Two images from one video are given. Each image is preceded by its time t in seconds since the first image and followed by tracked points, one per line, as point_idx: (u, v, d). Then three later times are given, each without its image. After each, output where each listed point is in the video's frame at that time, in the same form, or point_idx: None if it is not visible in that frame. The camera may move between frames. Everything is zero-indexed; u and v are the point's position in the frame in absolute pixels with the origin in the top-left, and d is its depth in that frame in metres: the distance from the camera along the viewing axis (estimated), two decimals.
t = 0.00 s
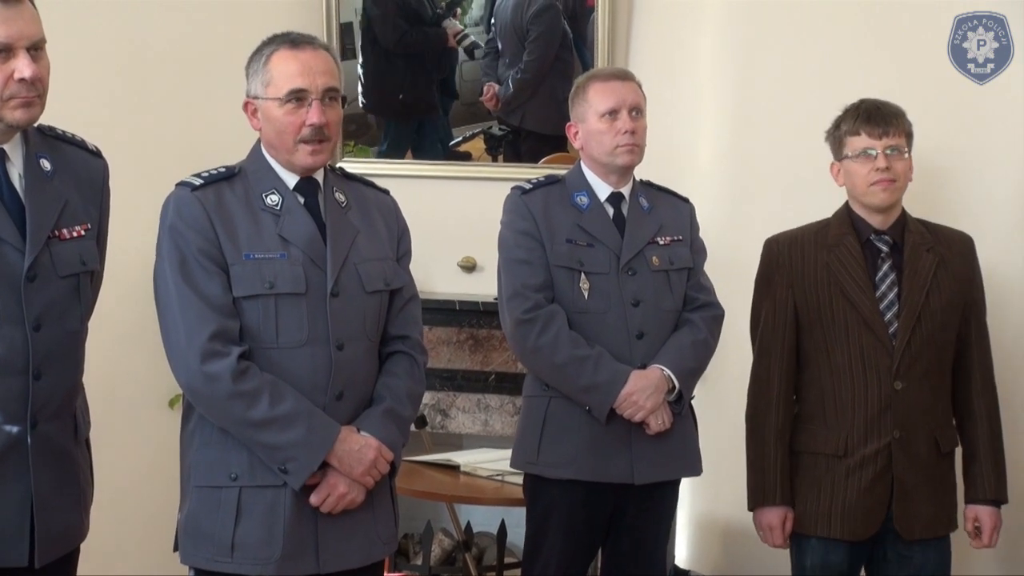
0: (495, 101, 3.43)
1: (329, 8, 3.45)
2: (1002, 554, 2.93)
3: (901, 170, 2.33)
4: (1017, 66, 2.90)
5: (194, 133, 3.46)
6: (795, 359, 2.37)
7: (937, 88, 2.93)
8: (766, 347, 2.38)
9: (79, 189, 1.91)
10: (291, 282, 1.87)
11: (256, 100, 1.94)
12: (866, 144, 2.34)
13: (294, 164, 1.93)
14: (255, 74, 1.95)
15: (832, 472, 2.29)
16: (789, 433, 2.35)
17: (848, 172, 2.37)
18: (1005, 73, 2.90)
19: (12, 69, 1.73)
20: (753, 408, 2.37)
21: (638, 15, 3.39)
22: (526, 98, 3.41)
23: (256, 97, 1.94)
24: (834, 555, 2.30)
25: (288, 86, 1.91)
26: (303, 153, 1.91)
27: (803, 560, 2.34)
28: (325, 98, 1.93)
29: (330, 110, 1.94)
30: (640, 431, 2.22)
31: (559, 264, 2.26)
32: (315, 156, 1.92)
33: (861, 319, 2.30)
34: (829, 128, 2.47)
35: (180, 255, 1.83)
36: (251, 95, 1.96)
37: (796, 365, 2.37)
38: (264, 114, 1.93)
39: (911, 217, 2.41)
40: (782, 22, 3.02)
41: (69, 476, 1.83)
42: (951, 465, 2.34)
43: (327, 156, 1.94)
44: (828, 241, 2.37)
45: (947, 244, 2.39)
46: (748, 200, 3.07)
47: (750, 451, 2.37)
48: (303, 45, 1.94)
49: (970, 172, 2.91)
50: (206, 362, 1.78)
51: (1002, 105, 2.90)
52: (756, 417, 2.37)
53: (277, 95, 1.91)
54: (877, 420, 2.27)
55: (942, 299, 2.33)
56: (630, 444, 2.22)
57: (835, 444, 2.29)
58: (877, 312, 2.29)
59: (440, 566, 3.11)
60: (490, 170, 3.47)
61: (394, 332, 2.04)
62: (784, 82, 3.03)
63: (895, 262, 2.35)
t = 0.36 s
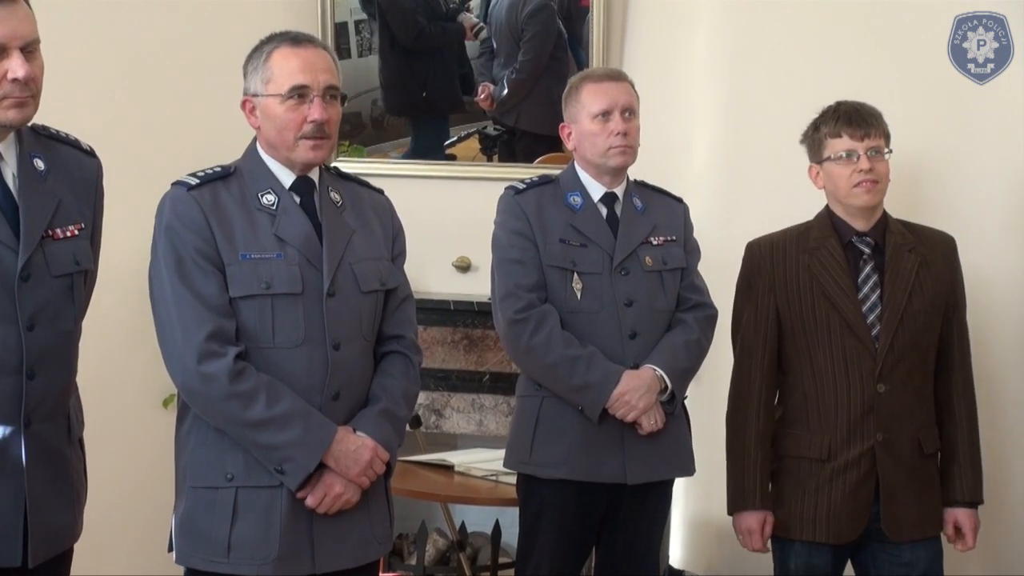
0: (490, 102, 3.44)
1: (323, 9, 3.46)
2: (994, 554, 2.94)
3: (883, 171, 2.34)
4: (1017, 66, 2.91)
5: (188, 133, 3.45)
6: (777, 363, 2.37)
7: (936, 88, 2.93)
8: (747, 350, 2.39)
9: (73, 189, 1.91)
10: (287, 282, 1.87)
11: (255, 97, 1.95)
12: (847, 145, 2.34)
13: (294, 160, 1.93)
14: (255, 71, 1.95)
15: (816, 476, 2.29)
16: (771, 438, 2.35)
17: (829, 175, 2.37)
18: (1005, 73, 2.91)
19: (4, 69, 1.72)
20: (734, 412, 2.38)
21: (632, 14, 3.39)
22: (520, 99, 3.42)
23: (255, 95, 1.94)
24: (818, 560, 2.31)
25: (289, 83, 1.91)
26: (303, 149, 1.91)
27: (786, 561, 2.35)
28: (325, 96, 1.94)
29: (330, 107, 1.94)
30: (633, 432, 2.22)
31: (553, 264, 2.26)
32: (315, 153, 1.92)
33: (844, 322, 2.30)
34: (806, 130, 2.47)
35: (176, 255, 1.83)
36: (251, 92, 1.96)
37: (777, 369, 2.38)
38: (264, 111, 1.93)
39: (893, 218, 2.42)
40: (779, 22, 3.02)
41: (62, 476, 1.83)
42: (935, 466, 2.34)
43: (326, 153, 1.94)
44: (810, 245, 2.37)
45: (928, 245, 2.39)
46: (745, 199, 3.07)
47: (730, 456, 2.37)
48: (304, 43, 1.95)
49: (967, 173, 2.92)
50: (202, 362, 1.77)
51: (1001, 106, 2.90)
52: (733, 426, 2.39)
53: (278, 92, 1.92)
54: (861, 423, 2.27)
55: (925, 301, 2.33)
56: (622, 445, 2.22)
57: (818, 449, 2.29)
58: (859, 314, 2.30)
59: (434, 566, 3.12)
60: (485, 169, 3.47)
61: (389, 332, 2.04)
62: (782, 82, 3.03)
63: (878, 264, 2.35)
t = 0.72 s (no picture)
0: (486, 100, 3.44)
1: (320, 7, 3.46)
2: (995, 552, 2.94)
3: (895, 163, 2.35)
4: (1017, 66, 2.90)
5: (185, 130, 3.46)
6: (785, 356, 2.39)
7: (936, 87, 2.94)
8: (754, 340, 2.41)
9: (70, 186, 1.91)
10: (290, 280, 1.87)
11: (261, 93, 1.95)
12: (860, 137, 2.36)
13: (300, 157, 1.94)
14: (263, 67, 1.95)
15: (820, 469, 2.30)
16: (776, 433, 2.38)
17: (841, 167, 2.38)
18: (1005, 73, 2.90)
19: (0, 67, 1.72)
20: (742, 405, 2.40)
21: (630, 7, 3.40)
22: (516, 97, 3.42)
23: (261, 91, 1.95)
24: (822, 555, 2.32)
25: (299, 81, 1.92)
26: (310, 147, 1.93)
27: (791, 558, 2.36)
28: (335, 95, 1.95)
29: (338, 107, 1.95)
30: (628, 429, 2.22)
31: (545, 262, 2.27)
32: (323, 151, 1.94)
33: (849, 316, 2.31)
34: (817, 125, 2.48)
35: (179, 253, 1.83)
36: (256, 88, 1.96)
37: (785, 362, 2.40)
38: (271, 107, 1.93)
39: (906, 212, 2.41)
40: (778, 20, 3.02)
41: (58, 473, 1.83)
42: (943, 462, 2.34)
43: (333, 151, 1.96)
44: (817, 239, 2.38)
45: (941, 240, 2.38)
46: (742, 198, 3.07)
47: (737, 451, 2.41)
48: (313, 41, 1.96)
49: (965, 172, 2.92)
50: (206, 360, 1.77)
51: (1000, 105, 2.90)
52: (744, 416, 2.40)
53: (287, 89, 1.92)
54: (865, 418, 2.28)
55: (934, 294, 2.32)
56: (617, 442, 2.22)
57: (823, 441, 2.30)
58: (865, 309, 2.30)
59: (431, 564, 3.12)
60: (482, 167, 3.48)
61: (387, 331, 2.04)
62: (781, 81, 3.03)
63: (886, 258, 2.35)
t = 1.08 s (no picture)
0: (483, 100, 3.45)
1: (316, 8, 3.46)
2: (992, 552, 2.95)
3: (909, 163, 2.34)
4: (1017, 66, 2.90)
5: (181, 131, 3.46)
6: (791, 353, 2.39)
7: (936, 87, 2.93)
8: (761, 335, 2.41)
9: (65, 186, 1.91)
10: (294, 280, 1.87)
11: (266, 90, 1.95)
12: (875, 137, 2.34)
13: (305, 155, 1.94)
14: (269, 63, 1.96)
15: (822, 466, 2.31)
16: (783, 430, 2.36)
17: (855, 167, 2.37)
18: (1005, 73, 2.90)
19: None
20: (749, 400, 2.40)
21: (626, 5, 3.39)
22: (513, 97, 3.42)
23: (267, 88, 1.95)
24: (819, 553, 2.33)
25: (309, 77, 1.93)
26: (317, 144, 1.93)
27: (790, 557, 2.37)
28: (341, 94, 1.97)
29: (344, 105, 1.97)
30: (624, 429, 2.23)
31: (542, 262, 2.27)
32: (329, 148, 1.95)
33: (855, 315, 2.31)
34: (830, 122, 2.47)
35: (184, 252, 1.82)
36: (260, 85, 1.96)
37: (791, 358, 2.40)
38: (278, 104, 1.93)
39: (916, 213, 2.41)
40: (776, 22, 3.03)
41: (54, 474, 1.83)
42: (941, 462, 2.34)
43: (337, 150, 1.97)
44: (828, 236, 2.38)
45: (949, 241, 2.38)
46: (739, 198, 3.08)
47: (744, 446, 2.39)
48: (320, 39, 1.98)
49: (965, 172, 2.92)
50: (213, 361, 1.77)
51: (999, 105, 2.90)
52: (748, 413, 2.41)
53: (296, 85, 1.93)
54: (867, 416, 2.28)
55: (942, 296, 2.32)
56: (613, 442, 2.22)
57: (823, 438, 2.31)
58: (871, 308, 2.30)
59: (428, 564, 3.12)
60: (479, 167, 3.48)
61: (383, 330, 2.05)
62: (778, 81, 3.03)
63: (895, 258, 2.35)
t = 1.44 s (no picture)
0: (482, 100, 3.45)
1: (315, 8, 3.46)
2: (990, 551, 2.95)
3: (920, 168, 2.35)
4: (1017, 66, 2.90)
5: (180, 131, 3.45)
6: (788, 347, 2.41)
7: (935, 87, 2.93)
8: (759, 332, 2.42)
9: (64, 186, 1.91)
10: (293, 280, 1.87)
11: (270, 88, 1.95)
12: (891, 141, 2.34)
13: (306, 155, 1.94)
14: (275, 62, 1.96)
15: (820, 462, 2.31)
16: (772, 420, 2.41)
17: (867, 168, 2.36)
18: (1005, 73, 2.90)
19: None
20: (741, 392, 2.43)
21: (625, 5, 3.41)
22: (511, 96, 3.42)
23: (270, 86, 1.95)
24: (818, 550, 2.33)
25: (314, 78, 1.93)
26: (319, 144, 1.94)
27: (790, 553, 2.37)
28: (343, 95, 1.97)
29: (347, 107, 1.97)
30: (624, 428, 2.23)
31: (542, 261, 2.27)
32: (330, 149, 1.95)
33: (854, 314, 2.31)
34: (844, 117, 2.46)
35: (183, 252, 1.82)
36: (264, 83, 1.96)
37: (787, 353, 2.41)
38: (281, 103, 1.93)
39: (919, 213, 2.41)
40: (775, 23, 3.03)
41: (53, 474, 1.83)
42: (937, 462, 2.34)
43: (338, 151, 1.97)
44: (829, 234, 2.38)
45: (950, 241, 2.37)
46: (738, 198, 3.08)
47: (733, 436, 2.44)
48: (325, 41, 1.98)
49: (966, 172, 2.92)
50: (213, 361, 1.77)
51: (999, 104, 2.90)
52: (743, 409, 2.43)
53: (301, 84, 1.93)
54: (864, 414, 2.28)
55: (942, 296, 2.32)
56: (613, 441, 2.22)
57: (819, 433, 2.31)
58: (871, 306, 2.30)
59: (427, 563, 3.13)
60: (477, 167, 3.48)
61: (381, 329, 2.05)
62: (778, 81, 3.04)
63: (896, 257, 2.35)
